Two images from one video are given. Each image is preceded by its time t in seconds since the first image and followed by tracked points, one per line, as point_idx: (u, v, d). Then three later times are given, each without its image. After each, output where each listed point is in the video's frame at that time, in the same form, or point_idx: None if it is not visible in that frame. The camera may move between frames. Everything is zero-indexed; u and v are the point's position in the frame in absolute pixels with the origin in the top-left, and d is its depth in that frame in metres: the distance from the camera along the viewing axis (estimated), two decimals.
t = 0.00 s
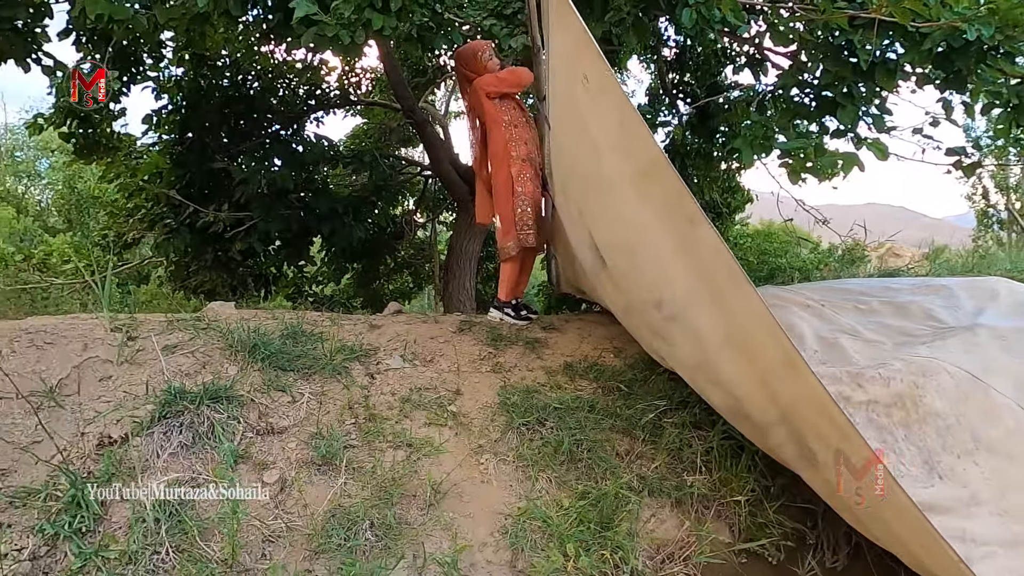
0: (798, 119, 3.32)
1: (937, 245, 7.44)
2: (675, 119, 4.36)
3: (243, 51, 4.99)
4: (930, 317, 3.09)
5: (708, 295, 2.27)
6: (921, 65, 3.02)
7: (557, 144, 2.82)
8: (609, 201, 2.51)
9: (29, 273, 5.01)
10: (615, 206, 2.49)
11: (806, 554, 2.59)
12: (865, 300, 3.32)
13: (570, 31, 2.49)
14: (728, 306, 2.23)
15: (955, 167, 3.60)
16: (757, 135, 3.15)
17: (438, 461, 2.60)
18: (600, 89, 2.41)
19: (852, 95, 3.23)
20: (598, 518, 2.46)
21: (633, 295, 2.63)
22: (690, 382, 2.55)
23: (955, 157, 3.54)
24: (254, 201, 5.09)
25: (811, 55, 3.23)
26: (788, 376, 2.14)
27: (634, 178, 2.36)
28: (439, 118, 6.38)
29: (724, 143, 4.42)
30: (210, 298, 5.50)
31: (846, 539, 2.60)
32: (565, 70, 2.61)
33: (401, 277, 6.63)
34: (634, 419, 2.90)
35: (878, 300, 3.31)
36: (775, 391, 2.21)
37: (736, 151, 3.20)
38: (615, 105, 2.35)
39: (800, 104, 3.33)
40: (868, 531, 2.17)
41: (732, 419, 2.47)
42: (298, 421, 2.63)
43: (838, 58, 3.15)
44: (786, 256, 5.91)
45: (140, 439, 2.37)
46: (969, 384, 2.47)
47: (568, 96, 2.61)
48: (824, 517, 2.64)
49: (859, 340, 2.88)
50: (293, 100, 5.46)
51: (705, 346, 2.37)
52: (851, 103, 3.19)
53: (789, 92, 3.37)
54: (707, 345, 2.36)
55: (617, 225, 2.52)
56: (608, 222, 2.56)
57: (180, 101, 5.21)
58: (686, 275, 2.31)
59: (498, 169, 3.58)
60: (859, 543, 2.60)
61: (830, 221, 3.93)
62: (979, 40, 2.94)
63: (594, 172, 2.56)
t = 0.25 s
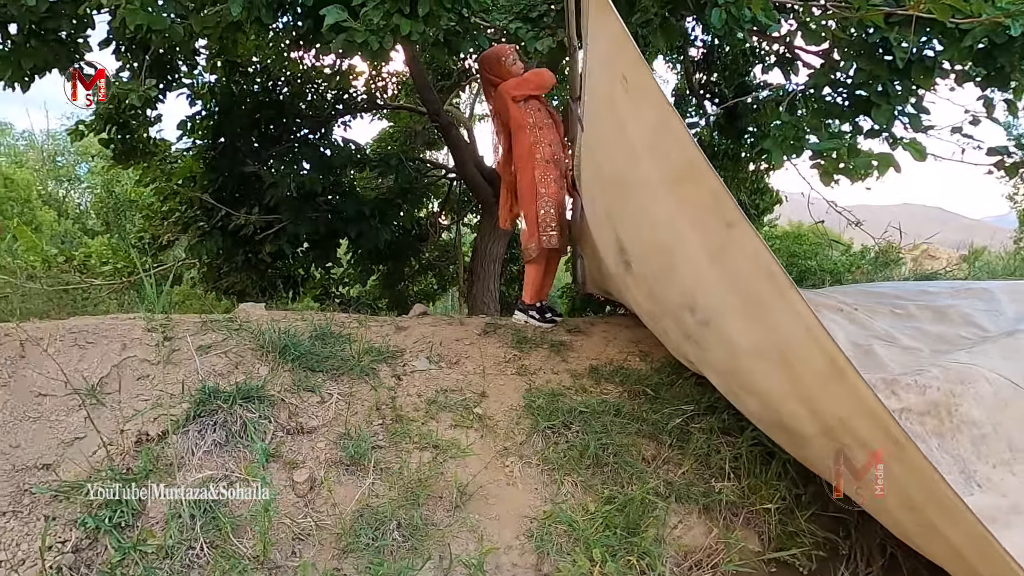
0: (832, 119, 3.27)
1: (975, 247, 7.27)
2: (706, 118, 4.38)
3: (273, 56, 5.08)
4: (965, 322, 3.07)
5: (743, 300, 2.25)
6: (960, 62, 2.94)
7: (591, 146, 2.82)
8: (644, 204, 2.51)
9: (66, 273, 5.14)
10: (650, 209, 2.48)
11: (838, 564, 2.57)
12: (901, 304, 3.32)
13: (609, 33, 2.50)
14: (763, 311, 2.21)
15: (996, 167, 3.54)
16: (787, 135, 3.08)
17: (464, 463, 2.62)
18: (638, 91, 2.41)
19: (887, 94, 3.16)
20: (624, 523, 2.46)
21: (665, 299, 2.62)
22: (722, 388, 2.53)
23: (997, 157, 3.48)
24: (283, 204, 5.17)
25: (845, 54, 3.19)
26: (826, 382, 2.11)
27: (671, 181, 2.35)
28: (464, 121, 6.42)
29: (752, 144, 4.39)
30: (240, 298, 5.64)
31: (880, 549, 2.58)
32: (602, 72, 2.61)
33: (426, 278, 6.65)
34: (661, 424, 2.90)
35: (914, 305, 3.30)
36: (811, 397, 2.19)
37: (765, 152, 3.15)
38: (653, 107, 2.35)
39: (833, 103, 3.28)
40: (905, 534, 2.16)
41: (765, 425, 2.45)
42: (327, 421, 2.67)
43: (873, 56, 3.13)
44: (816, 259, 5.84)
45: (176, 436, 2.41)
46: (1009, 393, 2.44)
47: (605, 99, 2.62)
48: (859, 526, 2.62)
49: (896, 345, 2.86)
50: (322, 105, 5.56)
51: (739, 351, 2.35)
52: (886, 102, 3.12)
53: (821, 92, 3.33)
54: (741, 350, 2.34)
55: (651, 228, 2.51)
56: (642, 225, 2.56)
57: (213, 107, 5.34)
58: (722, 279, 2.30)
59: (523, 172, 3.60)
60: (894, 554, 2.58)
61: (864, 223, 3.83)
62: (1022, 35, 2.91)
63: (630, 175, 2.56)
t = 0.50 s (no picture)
0: (857, 119, 3.23)
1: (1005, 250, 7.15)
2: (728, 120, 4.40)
3: (296, 62, 5.15)
4: (997, 327, 3.05)
5: (777, 307, 2.22)
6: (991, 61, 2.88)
7: (628, 149, 2.82)
8: (681, 207, 2.50)
9: (93, 275, 5.24)
10: (685, 213, 2.47)
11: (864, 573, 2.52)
12: (930, 309, 3.30)
13: (645, 35, 2.48)
14: (796, 320, 2.17)
15: None
16: (810, 136, 3.04)
17: (483, 466, 2.64)
18: (672, 94, 2.39)
19: (915, 94, 3.11)
20: (645, 529, 2.46)
21: (701, 303, 2.61)
22: (757, 395, 2.52)
23: None
24: (305, 207, 5.23)
25: (872, 53, 3.13)
26: (858, 394, 2.07)
27: (704, 186, 2.33)
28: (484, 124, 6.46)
29: (774, 145, 4.37)
30: (263, 300, 5.74)
31: (909, 560, 2.51)
32: (638, 76, 2.60)
33: (445, 281, 6.71)
34: (682, 429, 2.89)
35: (944, 309, 3.27)
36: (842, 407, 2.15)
37: (788, 153, 3.10)
38: (685, 112, 2.32)
39: (860, 103, 3.25)
40: (931, 544, 2.13)
41: (799, 432, 2.43)
42: (349, 422, 2.70)
43: (901, 56, 3.08)
44: (840, 262, 5.78)
45: (201, 436, 2.45)
46: None
47: (641, 102, 2.61)
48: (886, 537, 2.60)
49: (925, 350, 2.84)
50: (343, 109, 5.64)
51: (775, 358, 2.33)
52: (914, 103, 3.08)
53: (847, 92, 3.30)
54: (778, 357, 2.32)
55: (687, 232, 2.50)
56: (679, 228, 2.55)
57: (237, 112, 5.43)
58: (756, 286, 2.27)
59: (543, 181, 3.59)
60: (924, 565, 2.50)
61: (892, 224, 3.77)
62: None
63: (666, 179, 2.55)
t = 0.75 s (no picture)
0: (880, 118, 3.15)
1: None
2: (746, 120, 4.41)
3: (315, 66, 5.21)
4: None
5: (806, 309, 2.27)
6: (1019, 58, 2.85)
7: (645, 158, 2.86)
8: (702, 214, 2.53)
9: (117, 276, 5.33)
10: (708, 220, 2.51)
11: None
12: (956, 313, 3.27)
13: (663, 47, 2.52)
14: (826, 321, 2.21)
15: None
16: (831, 136, 2.98)
17: (500, 467, 2.65)
18: (694, 103, 2.43)
19: (941, 92, 3.04)
20: (662, 532, 2.46)
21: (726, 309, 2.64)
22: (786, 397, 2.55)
23: None
24: (323, 209, 5.28)
25: (895, 51, 3.06)
26: (889, 398, 2.12)
27: (728, 192, 2.38)
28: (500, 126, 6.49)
29: (795, 146, 4.36)
30: (281, 301, 5.81)
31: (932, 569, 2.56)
32: (657, 85, 2.65)
33: (461, 283, 6.74)
34: (700, 432, 2.88)
35: (971, 313, 3.24)
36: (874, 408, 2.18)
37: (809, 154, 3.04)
38: (708, 121, 2.38)
39: (883, 102, 3.17)
40: (976, 553, 2.08)
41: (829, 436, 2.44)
42: (366, 422, 2.73)
43: (925, 53, 3.01)
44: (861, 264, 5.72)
45: (222, 434, 2.49)
46: None
47: (660, 111, 2.65)
48: (909, 544, 2.62)
49: (952, 353, 2.82)
50: (361, 112, 5.72)
51: (805, 361, 2.36)
52: (940, 102, 3.02)
53: (869, 91, 3.22)
54: (807, 360, 2.35)
55: (710, 238, 2.54)
56: (701, 235, 2.59)
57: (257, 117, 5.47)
58: (783, 290, 2.32)
59: (558, 185, 3.59)
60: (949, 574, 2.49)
61: (914, 226, 3.73)
62: None
63: (686, 187, 2.58)
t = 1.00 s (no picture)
0: (900, 117, 3.03)
1: None
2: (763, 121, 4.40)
3: (330, 68, 5.25)
4: None
5: (823, 310, 2.26)
6: None
7: (654, 158, 2.84)
8: (714, 216, 2.52)
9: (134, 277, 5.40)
10: (718, 222, 2.51)
11: None
12: (980, 315, 3.22)
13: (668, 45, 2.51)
14: (844, 322, 2.20)
15: None
16: (850, 136, 2.88)
17: (512, 469, 2.66)
18: (699, 103, 2.41)
19: (962, 90, 2.93)
20: (676, 536, 2.45)
21: (744, 309, 2.63)
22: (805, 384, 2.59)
23: None
24: (337, 211, 5.32)
25: (914, 50, 3.01)
26: (906, 399, 2.15)
27: (735, 194, 2.36)
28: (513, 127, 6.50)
29: (812, 146, 4.34)
30: (295, 302, 5.86)
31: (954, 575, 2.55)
32: (663, 85, 2.63)
33: (473, 284, 6.77)
34: (714, 435, 2.87)
35: (994, 316, 3.20)
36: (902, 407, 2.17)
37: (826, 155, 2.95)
38: (713, 122, 2.36)
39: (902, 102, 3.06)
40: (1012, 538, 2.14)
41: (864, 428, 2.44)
42: (379, 423, 2.74)
43: (946, 51, 2.94)
44: (878, 267, 5.67)
45: (237, 434, 2.51)
46: None
47: (667, 110, 2.63)
48: (930, 553, 2.60)
49: (976, 356, 2.79)
50: (374, 114, 5.75)
51: (829, 360, 2.35)
52: (961, 100, 2.90)
53: (888, 90, 3.14)
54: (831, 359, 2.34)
55: (723, 239, 2.53)
56: (713, 237, 2.58)
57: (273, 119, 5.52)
58: (797, 291, 2.30)
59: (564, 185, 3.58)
60: None
61: (933, 227, 3.68)
62: None
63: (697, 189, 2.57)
